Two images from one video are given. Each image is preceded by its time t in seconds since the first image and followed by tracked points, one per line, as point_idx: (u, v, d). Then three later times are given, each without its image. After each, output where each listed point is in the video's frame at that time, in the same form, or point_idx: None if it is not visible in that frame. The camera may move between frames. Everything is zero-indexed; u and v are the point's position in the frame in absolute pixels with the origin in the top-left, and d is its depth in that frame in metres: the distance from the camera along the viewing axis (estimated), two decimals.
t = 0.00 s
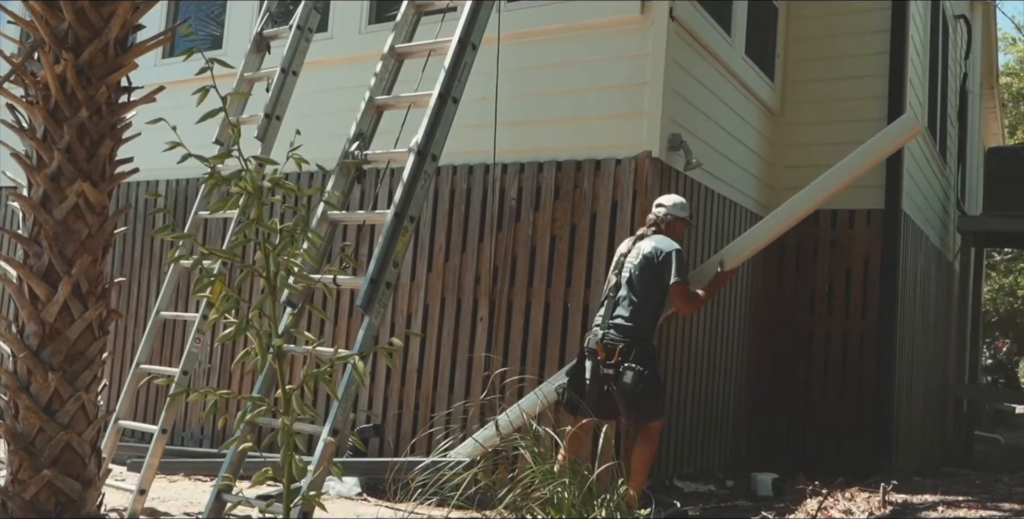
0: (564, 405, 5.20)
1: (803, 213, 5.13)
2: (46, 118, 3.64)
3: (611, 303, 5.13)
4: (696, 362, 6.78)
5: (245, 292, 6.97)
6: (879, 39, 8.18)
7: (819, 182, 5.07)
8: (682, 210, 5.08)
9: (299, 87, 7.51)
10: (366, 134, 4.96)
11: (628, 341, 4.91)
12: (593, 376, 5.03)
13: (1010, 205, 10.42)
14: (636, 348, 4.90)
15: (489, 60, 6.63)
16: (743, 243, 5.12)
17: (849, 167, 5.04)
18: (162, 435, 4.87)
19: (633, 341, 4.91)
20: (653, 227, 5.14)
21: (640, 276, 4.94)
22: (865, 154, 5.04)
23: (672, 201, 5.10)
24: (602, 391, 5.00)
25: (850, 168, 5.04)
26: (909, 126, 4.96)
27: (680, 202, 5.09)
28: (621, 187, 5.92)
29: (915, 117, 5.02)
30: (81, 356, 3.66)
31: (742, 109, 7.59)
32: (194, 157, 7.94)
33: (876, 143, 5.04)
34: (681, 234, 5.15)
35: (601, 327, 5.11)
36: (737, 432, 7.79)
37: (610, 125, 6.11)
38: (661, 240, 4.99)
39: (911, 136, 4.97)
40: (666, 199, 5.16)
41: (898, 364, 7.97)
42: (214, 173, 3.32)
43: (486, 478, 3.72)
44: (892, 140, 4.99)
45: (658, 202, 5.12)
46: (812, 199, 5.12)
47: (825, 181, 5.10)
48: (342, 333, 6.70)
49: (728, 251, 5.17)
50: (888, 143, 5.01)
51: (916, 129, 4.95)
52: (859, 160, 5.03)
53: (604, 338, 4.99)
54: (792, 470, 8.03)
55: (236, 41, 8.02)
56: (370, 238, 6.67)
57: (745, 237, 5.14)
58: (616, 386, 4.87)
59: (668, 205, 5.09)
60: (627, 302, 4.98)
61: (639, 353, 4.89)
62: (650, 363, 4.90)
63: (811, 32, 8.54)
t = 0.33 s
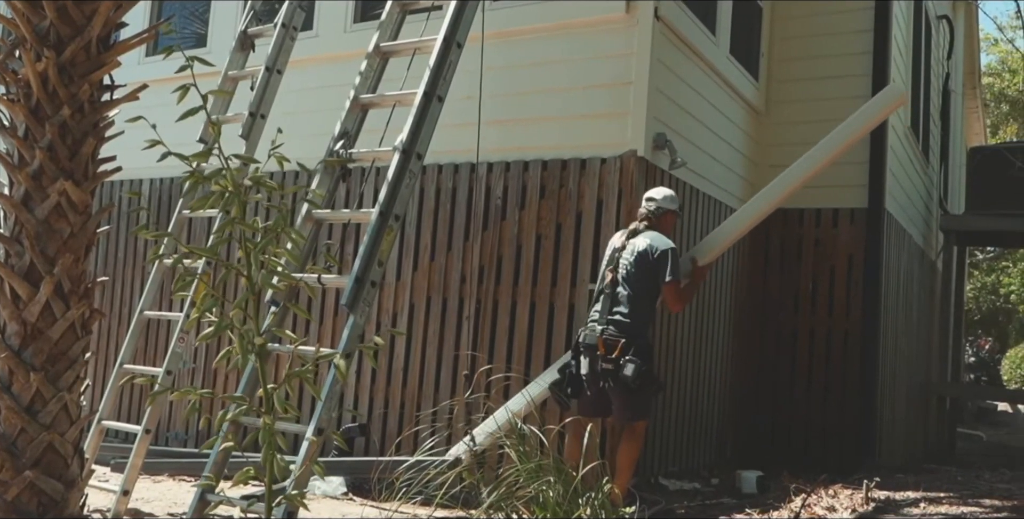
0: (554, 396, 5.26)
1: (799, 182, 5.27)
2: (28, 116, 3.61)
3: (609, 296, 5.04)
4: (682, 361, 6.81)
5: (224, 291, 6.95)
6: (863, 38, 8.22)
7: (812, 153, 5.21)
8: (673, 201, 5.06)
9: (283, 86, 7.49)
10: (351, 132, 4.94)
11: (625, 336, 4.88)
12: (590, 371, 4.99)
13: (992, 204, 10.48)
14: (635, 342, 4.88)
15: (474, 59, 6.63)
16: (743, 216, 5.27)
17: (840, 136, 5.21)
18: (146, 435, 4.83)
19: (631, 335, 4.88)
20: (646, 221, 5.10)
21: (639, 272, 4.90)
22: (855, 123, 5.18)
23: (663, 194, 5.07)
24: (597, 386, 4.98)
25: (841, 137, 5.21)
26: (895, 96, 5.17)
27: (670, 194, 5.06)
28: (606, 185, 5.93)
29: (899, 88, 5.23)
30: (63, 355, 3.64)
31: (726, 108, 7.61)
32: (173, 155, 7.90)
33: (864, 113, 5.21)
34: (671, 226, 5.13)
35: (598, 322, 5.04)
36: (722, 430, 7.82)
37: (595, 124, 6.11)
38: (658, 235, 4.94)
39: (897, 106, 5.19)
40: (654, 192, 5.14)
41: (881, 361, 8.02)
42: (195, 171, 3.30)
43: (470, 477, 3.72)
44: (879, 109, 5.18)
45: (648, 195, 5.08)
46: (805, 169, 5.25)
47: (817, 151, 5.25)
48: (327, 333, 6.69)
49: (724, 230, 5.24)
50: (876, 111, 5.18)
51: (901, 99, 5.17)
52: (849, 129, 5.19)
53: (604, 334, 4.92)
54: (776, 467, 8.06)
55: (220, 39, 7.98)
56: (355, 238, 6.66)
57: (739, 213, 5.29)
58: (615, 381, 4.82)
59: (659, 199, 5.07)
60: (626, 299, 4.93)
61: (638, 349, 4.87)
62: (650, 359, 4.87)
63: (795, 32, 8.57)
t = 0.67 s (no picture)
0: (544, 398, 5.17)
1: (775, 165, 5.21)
2: (9, 115, 3.57)
3: (601, 296, 4.95)
4: (667, 359, 6.82)
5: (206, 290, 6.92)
6: (846, 38, 8.25)
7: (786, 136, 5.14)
8: (657, 194, 5.04)
9: (268, 84, 7.46)
10: (336, 132, 4.90)
11: (617, 333, 4.85)
12: (585, 371, 4.92)
13: (975, 203, 10.53)
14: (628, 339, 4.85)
15: (460, 58, 6.61)
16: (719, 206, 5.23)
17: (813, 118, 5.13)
18: (129, 435, 4.77)
19: (626, 334, 4.86)
20: (631, 216, 5.06)
21: (632, 272, 4.82)
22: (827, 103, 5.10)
23: (646, 189, 5.02)
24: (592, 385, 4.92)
25: (814, 118, 5.13)
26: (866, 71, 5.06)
27: (655, 190, 5.02)
28: (592, 184, 5.93)
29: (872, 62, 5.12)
30: (45, 356, 3.61)
31: (711, 107, 7.63)
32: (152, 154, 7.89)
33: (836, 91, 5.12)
34: (654, 220, 5.11)
35: (592, 322, 4.97)
36: (707, 429, 7.84)
37: (579, 124, 6.11)
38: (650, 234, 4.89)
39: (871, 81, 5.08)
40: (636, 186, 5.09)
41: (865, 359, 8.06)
42: (175, 170, 3.26)
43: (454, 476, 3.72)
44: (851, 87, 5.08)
45: (633, 191, 5.02)
46: (779, 154, 5.21)
47: (791, 134, 5.19)
48: (313, 333, 6.68)
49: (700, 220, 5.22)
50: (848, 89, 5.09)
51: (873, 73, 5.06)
52: (822, 110, 5.11)
53: (601, 334, 4.86)
54: (760, 465, 8.10)
55: (204, 37, 7.94)
56: (340, 237, 6.64)
57: (715, 204, 5.26)
58: (611, 381, 4.77)
59: (644, 195, 5.01)
60: (620, 298, 4.88)
61: (635, 349, 4.84)
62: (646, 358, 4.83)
63: (780, 32, 8.60)
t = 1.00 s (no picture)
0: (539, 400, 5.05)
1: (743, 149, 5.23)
2: None
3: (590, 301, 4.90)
4: (652, 358, 6.83)
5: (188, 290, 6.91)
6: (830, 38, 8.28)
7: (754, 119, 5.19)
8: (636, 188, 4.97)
9: (252, 84, 7.43)
10: (321, 131, 4.86)
11: (608, 334, 4.81)
12: (577, 373, 4.83)
13: (958, 202, 10.63)
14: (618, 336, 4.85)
15: (445, 58, 6.61)
16: (690, 196, 5.21)
17: (777, 100, 5.23)
18: (113, 437, 4.70)
19: (617, 333, 4.85)
20: (614, 216, 4.97)
21: (622, 272, 4.78)
22: (789, 84, 5.22)
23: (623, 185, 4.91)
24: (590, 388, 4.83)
25: (778, 102, 5.24)
26: (825, 50, 5.21)
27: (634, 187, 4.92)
28: (578, 183, 5.94)
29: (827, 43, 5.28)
30: (27, 357, 3.58)
31: (696, 107, 7.64)
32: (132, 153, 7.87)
33: (796, 73, 5.24)
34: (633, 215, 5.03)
35: (584, 323, 4.89)
36: (693, 428, 7.88)
37: (565, 123, 6.11)
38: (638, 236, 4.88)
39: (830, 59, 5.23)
40: (613, 184, 4.96)
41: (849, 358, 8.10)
42: (156, 170, 3.21)
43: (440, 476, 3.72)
44: (811, 66, 5.22)
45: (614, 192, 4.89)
46: (744, 140, 5.24)
47: (756, 119, 5.25)
48: (298, 333, 6.67)
49: (673, 212, 5.21)
50: (808, 70, 5.23)
51: (832, 52, 5.21)
52: (785, 92, 5.23)
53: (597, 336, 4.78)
54: (745, 464, 8.14)
55: (188, 36, 7.91)
56: (325, 236, 6.63)
57: (683, 197, 5.24)
58: (608, 382, 4.74)
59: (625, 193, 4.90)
60: (612, 300, 4.82)
61: (628, 346, 4.86)
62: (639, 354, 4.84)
63: (765, 31, 8.62)
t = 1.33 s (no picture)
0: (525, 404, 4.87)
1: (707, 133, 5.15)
2: None
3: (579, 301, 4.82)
4: (639, 357, 6.83)
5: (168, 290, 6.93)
6: (814, 38, 8.29)
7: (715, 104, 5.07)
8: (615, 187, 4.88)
9: (238, 83, 7.39)
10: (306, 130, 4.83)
11: (603, 335, 4.81)
12: (567, 374, 4.77)
13: (941, 201, 10.75)
14: (610, 335, 4.83)
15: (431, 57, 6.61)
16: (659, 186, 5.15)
17: (739, 80, 5.11)
18: (97, 439, 4.66)
19: (611, 333, 4.83)
20: (595, 220, 4.87)
21: (612, 271, 4.79)
22: (751, 62, 5.07)
23: (600, 186, 4.80)
24: (582, 389, 4.77)
25: (742, 80, 5.10)
26: (784, 25, 5.05)
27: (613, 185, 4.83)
28: (564, 183, 5.95)
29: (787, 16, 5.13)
30: (10, 359, 3.40)
31: (682, 105, 7.65)
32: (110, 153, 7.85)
33: (757, 51, 5.11)
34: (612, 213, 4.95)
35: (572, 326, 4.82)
36: (680, 426, 7.89)
37: (551, 122, 6.12)
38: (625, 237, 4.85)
39: (790, 31, 5.08)
40: (591, 185, 4.83)
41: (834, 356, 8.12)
42: (135, 170, 3.18)
43: (426, 476, 3.72)
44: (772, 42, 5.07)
45: (595, 195, 4.79)
46: (712, 121, 5.15)
47: (721, 102, 5.14)
48: (284, 333, 6.66)
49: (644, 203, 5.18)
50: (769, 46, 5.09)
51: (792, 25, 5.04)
52: (747, 71, 5.10)
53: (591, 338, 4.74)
54: (732, 462, 8.16)
55: (172, 34, 7.86)
56: (311, 236, 6.61)
57: (654, 186, 5.19)
58: (602, 384, 4.72)
59: (602, 193, 4.80)
60: (605, 301, 4.80)
61: (620, 343, 4.84)
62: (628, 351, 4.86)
63: (750, 31, 8.63)
